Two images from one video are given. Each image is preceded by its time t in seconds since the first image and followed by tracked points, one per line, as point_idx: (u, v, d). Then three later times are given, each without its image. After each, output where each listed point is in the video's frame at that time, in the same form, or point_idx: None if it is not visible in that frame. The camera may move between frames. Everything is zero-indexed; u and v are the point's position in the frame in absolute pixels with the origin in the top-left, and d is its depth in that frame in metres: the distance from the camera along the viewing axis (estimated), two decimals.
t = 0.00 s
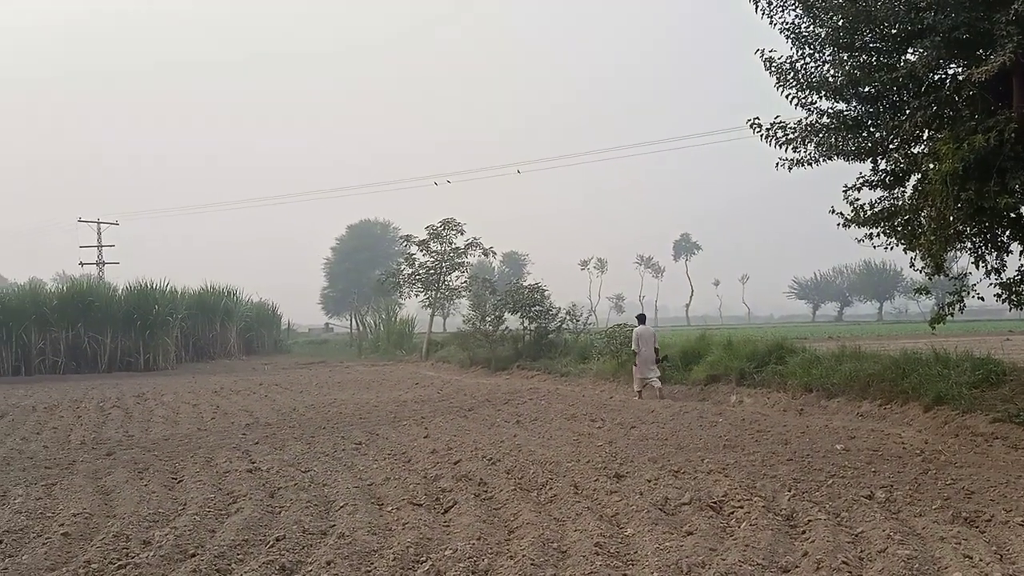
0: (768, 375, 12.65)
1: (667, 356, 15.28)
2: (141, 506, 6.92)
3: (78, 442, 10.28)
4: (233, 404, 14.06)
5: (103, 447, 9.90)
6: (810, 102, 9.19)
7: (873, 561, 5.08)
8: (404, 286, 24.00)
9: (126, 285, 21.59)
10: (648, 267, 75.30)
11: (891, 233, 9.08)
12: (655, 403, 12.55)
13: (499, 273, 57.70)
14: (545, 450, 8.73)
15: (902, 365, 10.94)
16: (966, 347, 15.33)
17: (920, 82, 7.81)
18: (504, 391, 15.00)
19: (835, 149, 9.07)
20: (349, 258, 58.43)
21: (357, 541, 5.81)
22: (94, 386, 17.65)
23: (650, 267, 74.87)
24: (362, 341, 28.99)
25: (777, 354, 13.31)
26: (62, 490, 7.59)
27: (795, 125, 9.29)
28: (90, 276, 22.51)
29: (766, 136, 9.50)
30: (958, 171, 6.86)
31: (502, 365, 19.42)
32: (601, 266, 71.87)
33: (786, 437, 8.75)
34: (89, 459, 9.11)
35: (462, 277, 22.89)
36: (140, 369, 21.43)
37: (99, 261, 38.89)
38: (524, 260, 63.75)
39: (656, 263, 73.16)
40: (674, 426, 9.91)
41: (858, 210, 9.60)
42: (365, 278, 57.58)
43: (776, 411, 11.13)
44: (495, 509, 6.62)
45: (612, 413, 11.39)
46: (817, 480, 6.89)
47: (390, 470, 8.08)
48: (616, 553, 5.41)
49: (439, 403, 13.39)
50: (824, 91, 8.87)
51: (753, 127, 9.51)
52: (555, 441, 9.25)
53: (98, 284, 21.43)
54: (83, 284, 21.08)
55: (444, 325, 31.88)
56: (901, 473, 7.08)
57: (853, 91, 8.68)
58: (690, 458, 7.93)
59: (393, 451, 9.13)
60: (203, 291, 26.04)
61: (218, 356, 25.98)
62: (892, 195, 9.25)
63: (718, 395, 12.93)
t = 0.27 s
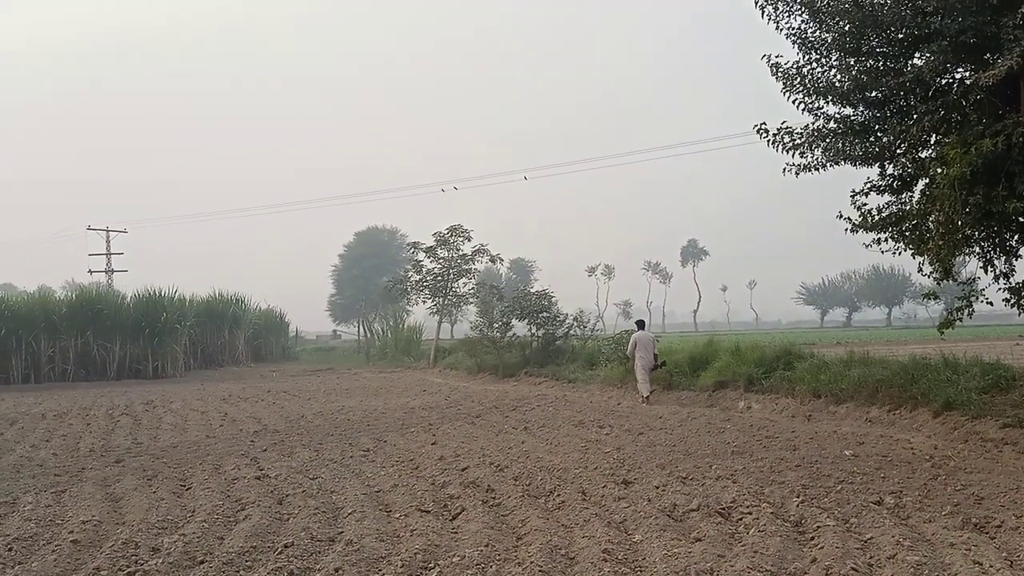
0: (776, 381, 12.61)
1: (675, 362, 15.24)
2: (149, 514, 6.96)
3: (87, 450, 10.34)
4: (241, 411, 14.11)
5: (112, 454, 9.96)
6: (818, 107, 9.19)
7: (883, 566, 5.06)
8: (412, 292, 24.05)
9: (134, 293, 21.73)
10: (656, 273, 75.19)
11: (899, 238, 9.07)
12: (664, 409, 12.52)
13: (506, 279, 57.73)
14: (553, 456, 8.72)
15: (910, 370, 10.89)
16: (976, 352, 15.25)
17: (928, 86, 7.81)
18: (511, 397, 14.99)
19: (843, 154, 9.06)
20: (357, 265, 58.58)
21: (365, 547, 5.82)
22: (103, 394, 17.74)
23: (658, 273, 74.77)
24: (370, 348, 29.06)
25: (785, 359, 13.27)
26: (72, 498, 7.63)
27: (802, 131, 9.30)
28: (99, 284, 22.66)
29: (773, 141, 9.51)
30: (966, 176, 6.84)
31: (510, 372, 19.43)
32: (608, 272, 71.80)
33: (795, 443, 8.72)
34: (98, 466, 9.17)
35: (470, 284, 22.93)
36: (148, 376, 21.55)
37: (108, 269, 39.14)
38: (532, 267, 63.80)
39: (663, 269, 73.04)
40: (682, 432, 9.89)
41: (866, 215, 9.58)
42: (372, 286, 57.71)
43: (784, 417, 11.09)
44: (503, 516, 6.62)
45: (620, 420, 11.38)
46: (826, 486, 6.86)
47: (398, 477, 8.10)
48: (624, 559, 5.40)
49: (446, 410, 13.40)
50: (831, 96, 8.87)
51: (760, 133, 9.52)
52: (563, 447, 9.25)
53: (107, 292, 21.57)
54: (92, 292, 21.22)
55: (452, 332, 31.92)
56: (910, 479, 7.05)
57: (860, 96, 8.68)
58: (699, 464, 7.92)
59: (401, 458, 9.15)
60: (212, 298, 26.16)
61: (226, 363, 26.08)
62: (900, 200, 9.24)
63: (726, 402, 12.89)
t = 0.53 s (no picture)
0: (786, 390, 12.56)
1: (684, 370, 15.20)
2: (160, 524, 6.99)
3: (98, 460, 10.40)
4: (251, 421, 14.16)
5: (123, 464, 10.02)
6: (825, 115, 9.19)
7: None
8: (421, 301, 24.10)
9: (145, 303, 21.88)
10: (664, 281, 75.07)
11: (909, 245, 9.03)
12: (673, 418, 12.48)
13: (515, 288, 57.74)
14: (562, 466, 8.71)
15: (921, 378, 10.82)
16: (988, 360, 15.12)
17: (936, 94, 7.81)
18: (520, 406, 14.99)
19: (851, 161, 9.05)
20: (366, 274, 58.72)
21: (375, 558, 5.83)
22: (114, 404, 17.84)
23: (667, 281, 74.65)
24: (379, 357, 29.11)
25: (795, 368, 13.22)
26: (83, 509, 7.68)
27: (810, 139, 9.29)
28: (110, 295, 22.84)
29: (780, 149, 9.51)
30: (975, 183, 6.82)
31: (519, 381, 19.42)
32: (617, 279, 71.72)
33: (805, 452, 8.67)
34: (109, 477, 9.22)
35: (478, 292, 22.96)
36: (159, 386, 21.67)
37: (119, 279, 39.41)
38: (540, 275, 63.84)
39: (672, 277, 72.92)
40: (692, 441, 9.85)
41: (875, 223, 9.56)
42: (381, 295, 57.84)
43: (794, 426, 11.03)
44: (512, 526, 6.62)
45: (629, 429, 11.35)
46: (837, 495, 6.82)
47: (407, 487, 8.11)
48: (634, 569, 5.39)
49: (455, 419, 13.40)
50: (839, 104, 8.87)
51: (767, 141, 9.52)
52: (572, 457, 9.23)
53: (118, 302, 21.74)
54: (104, 302, 21.38)
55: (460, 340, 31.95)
56: (921, 488, 7.00)
57: (867, 104, 8.67)
58: (708, 474, 7.89)
59: (410, 468, 9.16)
60: (222, 308, 26.30)
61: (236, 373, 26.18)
62: (908, 207, 9.21)
63: (735, 410, 12.83)
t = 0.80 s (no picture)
0: (793, 395, 12.53)
1: (690, 376, 15.18)
2: (168, 532, 7.01)
3: (106, 468, 10.44)
4: (258, 428, 14.19)
5: (131, 472, 10.06)
6: (831, 119, 9.19)
7: None
8: (427, 308, 24.13)
9: (153, 312, 21.99)
10: (670, 287, 74.96)
11: (916, 250, 9.02)
12: (680, 424, 12.45)
13: (520, 294, 57.75)
14: (569, 472, 8.70)
15: (929, 383, 10.77)
16: (996, 364, 15.04)
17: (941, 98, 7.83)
18: (527, 412, 14.98)
19: (857, 166, 9.04)
20: (372, 281, 58.83)
21: (382, 564, 5.84)
22: (122, 412, 17.91)
23: (672, 287, 74.54)
24: (385, 365, 29.15)
25: (802, 373, 13.18)
26: (91, 516, 7.71)
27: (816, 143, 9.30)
28: (118, 303, 22.95)
29: (786, 154, 9.52)
30: (982, 187, 6.81)
31: (525, 387, 19.41)
32: (623, 285, 71.64)
33: (813, 457, 8.63)
34: (117, 484, 9.25)
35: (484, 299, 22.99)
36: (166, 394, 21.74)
37: (126, 288, 39.61)
38: (545, 281, 63.77)
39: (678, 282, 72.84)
40: (699, 447, 9.83)
41: (881, 227, 9.54)
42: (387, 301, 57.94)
43: (802, 431, 10.99)
44: (519, 532, 6.62)
45: (636, 435, 11.33)
46: (845, 500, 6.80)
47: (414, 493, 8.12)
48: None
49: (462, 426, 13.40)
50: (844, 108, 8.86)
51: (773, 146, 9.53)
52: (579, 462, 9.23)
53: (126, 310, 21.84)
54: (111, 310, 21.49)
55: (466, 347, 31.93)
56: (930, 493, 6.96)
57: (873, 109, 8.67)
58: (716, 479, 7.87)
59: (417, 475, 9.17)
60: (228, 316, 26.40)
61: (243, 380, 26.25)
62: (915, 212, 9.20)
63: (742, 416, 12.80)
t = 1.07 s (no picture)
0: (793, 398, 12.54)
1: (691, 380, 15.17)
2: (169, 536, 7.02)
3: (106, 473, 10.45)
4: (258, 433, 14.20)
5: (131, 477, 10.07)
6: (830, 123, 9.21)
7: None
8: (427, 312, 24.14)
9: (153, 316, 22.02)
10: (671, 290, 74.95)
11: (915, 252, 9.04)
12: (681, 427, 12.45)
13: (521, 298, 57.77)
14: (570, 476, 8.70)
15: (930, 385, 10.77)
16: (997, 367, 15.03)
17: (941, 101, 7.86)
18: (527, 416, 14.98)
19: (857, 169, 9.06)
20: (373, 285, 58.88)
21: (383, 568, 5.85)
22: (122, 417, 17.91)
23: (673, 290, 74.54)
24: (386, 369, 29.15)
25: (803, 376, 13.18)
26: (92, 521, 7.72)
27: (815, 147, 9.33)
28: (118, 308, 22.98)
29: (786, 158, 9.54)
30: (981, 190, 6.82)
31: (526, 391, 19.41)
32: (624, 288, 71.61)
33: (814, 460, 8.64)
34: (118, 489, 9.26)
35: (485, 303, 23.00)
36: (166, 399, 21.75)
37: (127, 293, 39.62)
38: (546, 285, 63.76)
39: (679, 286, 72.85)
40: (700, 450, 9.84)
41: (881, 230, 9.56)
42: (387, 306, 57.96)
43: (803, 434, 10.98)
44: (520, 535, 6.62)
45: (637, 438, 11.33)
46: (846, 503, 6.80)
47: (415, 497, 8.12)
48: None
49: (463, 430, 13.40)
50: (844, 112, 8.89)
51: (773, 149, 9.56)
52: (580, 466, 9.23)
53: (126, 315, 21.87)
54: (112, 315, 21.51)
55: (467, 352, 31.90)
56: (931, 496, 6.97)
57: (873, 112, 8.69)
58: (716, 482, 7.88)
59: (418, 479, 9.17)
60: (229, 321, 26.43)
61: (243, 385, 26.27)
62: (915, 215, 9.22)
63: (743, 419, 12.80)
